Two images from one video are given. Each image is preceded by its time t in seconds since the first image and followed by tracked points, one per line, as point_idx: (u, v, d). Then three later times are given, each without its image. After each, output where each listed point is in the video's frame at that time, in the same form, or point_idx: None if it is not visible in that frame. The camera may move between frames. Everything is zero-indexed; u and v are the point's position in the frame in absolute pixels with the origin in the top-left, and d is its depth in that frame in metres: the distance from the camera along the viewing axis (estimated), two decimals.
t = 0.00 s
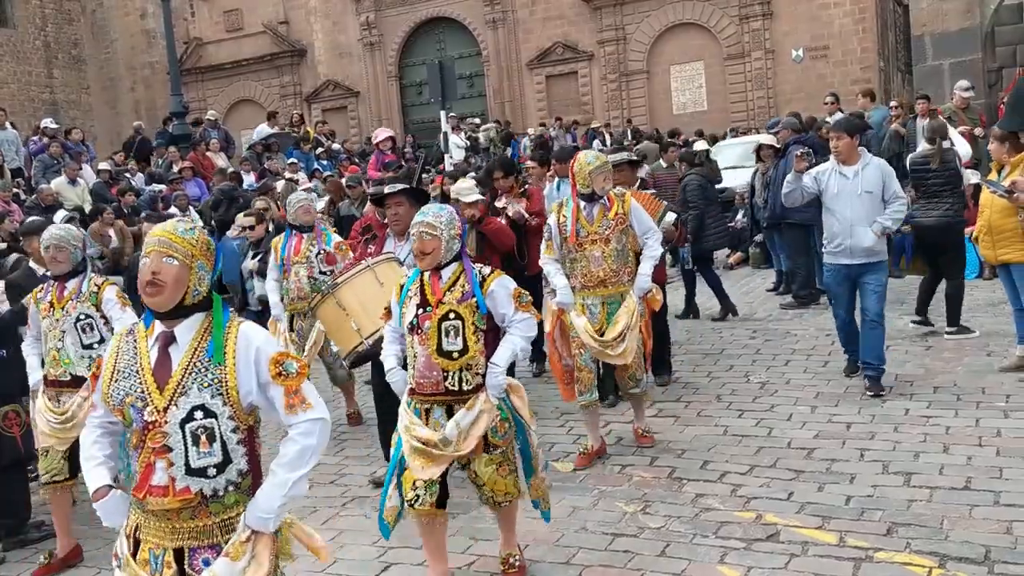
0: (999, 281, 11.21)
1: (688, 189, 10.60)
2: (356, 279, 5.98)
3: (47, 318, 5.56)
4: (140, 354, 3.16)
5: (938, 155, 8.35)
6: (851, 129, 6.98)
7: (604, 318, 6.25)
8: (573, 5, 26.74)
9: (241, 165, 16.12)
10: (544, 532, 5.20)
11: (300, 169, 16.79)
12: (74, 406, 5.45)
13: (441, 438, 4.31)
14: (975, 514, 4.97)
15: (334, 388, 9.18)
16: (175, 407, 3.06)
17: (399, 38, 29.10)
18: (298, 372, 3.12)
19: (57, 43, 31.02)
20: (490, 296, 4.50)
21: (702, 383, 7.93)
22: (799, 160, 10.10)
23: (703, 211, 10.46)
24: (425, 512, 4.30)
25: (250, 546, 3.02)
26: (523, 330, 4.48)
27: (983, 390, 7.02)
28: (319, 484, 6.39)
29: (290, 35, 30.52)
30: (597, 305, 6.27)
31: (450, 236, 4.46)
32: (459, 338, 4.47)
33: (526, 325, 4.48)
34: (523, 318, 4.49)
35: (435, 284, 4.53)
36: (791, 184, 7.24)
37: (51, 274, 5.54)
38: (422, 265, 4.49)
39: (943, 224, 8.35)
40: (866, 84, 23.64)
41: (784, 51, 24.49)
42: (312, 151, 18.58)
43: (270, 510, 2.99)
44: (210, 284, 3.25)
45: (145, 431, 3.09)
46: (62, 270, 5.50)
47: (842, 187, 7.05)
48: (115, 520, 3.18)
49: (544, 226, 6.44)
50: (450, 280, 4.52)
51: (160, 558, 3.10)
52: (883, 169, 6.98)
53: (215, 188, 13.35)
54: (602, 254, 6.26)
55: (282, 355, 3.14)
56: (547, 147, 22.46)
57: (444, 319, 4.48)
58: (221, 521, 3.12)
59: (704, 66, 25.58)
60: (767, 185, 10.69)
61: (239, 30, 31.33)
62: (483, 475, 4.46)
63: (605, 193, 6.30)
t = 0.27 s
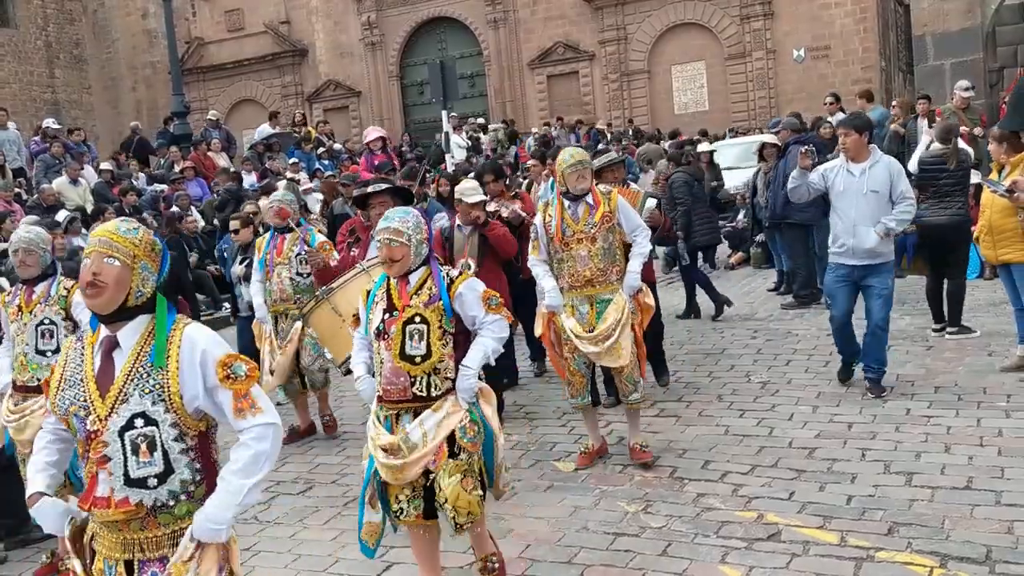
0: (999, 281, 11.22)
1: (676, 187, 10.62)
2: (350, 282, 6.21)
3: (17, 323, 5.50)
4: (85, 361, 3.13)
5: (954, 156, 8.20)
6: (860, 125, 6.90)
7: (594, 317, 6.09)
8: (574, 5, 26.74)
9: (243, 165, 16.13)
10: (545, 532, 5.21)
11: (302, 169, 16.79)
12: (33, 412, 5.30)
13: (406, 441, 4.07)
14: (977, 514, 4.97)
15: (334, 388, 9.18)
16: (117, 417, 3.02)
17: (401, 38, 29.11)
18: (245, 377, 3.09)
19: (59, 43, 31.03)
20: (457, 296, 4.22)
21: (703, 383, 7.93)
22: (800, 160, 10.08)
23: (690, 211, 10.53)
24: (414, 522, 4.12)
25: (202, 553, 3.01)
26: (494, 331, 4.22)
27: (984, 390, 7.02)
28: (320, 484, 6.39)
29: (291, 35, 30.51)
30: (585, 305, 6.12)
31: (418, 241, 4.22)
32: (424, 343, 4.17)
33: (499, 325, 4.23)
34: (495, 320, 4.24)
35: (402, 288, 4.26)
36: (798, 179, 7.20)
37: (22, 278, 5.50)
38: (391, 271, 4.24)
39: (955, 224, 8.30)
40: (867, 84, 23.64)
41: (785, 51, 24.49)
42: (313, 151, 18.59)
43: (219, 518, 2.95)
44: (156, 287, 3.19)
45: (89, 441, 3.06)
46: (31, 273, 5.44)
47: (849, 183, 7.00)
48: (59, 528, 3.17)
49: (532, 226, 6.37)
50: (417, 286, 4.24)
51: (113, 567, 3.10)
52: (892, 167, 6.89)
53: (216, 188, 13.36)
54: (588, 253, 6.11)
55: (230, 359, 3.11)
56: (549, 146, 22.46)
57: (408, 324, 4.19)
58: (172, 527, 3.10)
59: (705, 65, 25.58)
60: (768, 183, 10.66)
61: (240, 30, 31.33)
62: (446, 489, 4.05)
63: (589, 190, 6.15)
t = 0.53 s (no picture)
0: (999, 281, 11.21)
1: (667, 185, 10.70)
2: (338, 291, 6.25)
3: None
4: (48, 373, 3.00)
5: (957, 155, 8.16)
6: (863, 123, 6.78)
7: (584, 325, 5.93)
8: (574, 5, 26.74)
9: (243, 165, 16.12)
10: (545, 532, 5.20)
11: (301, 169, 16.79)
12: None
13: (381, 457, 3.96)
14: (977, 514, 4.97)
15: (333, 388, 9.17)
16: (65, 436, 2.87)
17: (400, 38, 29.11)
18: (195, 407, 2.88)
19: (59, 43, 31.03)
20: (434, 306, 4.08)
21: (702, 383, 7.92)
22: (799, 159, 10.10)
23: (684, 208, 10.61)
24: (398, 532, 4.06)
25: None
26: (472, 342, 4.09)
27: (984, 389, 7.02)
28: (319, 485, 6.39)
29: (291, 35, 30.50)
30: (576, 312, 5.95)
31: (397, 248, 4.10)
32: (399, 355, 4.03)
33: (476, 334, 4.11)
34: (474, 328, 4.12)
35: (379, 297, 4.14)
36: (799, 177, 7.10)
37: None
38: (370, 280, 4.11)
39: (958, 223, 8.29)
40: (867, 83, 23.63)
41: (785, 51, 24.48)
42: (313, 150, 18.58)
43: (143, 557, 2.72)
44: (125, 295, 3.04)
45: (42, 460, 2.93)
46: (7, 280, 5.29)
47: (854, 183, 6.88)
48: None
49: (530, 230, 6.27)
50: (394, 294, 4.12)
51: None
52: (895, 166, 6.79)
53: (215, 188, 13.35)
54: (579, 258, 5.96)
55: (182, 385, 2.90)
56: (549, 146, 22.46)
57: (381, 336, 4.06)
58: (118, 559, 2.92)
59: (705, 65, 25.58)
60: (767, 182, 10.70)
61: (240, 30, 31.32)
62: (405, 502, 3.90)
63: (582, 193, 5.99)
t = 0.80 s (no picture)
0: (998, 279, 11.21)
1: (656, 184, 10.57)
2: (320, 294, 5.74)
3: None
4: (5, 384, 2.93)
5: (956, 153, 8.20)
6: (862, 123, 6.71)
7: (573, 332, 5.75)
8: (572, 4, 26.73)
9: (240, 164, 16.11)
10: (544, 531, 5.20)
11: (300, 168, 16.78)
12: None
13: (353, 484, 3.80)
14: (976, 513, 4.96)
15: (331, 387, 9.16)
16: (15, 452, 2.81)
17: (398, 37, 29.11)
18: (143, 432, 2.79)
19: (56, 43, 31.00)
20: (413, 325, 3.92)
21: (701, 381, 7.92)
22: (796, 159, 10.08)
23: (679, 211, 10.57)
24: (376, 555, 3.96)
25: None
26: (448, 367, 3.88)
27: (983, 388, 7.02)
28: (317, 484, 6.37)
29: (289, 34, 30.46)
30: (567, 318, 5.79)
31: (385, 258, 3.94)
32: (371, 372, 3.89)
33: (458, 359, 3.91)
34: (455, 352, 3.91)
35: (362, 309, 4.01)
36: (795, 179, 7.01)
37: None
38: (354, 289, 3.98)
39: (958, 222, 8.29)
40: (865, 82, 23.64)
41: (783, 50, 24.48)
42: (311, 149, 18.57)
43: None
44: (89, 305, 2.98)
45: None
46: None
47: (853, 186, 6.79)
48: None
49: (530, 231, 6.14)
50: (377, 309, 3.97)
51: None
52: (894, 167, 6.72)
53: (213, 187, 13.34)
54: (569, 263, 5.78)
55: (134, 407, 2.81)
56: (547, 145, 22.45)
57: (357, 351, 3.93)
58: None
59: (703, 64, 25.58)
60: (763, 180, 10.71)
61: (238, 29, 31.29)
62: (385, 537, 3.80)
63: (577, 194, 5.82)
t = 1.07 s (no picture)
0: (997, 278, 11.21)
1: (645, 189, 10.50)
2: (290, 299, 5.66)
3: None
4: None
5: (956, 152, 8.21)
6: (858, 122, 6.69)
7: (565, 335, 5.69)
8: (571, 3, 26.72)
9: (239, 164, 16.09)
10: (545, 531, 5.19)
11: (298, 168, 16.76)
12: None
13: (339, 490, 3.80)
14: (977, 511, 4.95)
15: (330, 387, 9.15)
16: None
17: (396, 37, 29.09)
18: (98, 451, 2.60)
19: (54, 43, 30.98)
20: (393, 327, 3.87)
21: (701, 381, 7.91)
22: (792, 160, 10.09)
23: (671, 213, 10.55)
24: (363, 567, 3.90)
25: None
26: (433, 369, 3.81)
27: (983, 386, 7.02)
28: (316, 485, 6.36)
29: (287, 34, 30.44)
30: (558, 322, 5.74)
31: (364, 258, 3.91)
32: (352, 377, 3.87)
33: (441, 360, 3.84)
34: (440, 352, 3.85)
35: (342, 311, 3.98)
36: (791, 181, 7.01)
37: None
38: (331, 290, 3.94)
39: (957, 220, 8.30)
40: (864, 81, 23.63)
41: (781, 49, 24.48)
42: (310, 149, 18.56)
43: None
44: (37, 315, 2.78)
45: None
46: None
47: (851, 185, 6.73)
48: None
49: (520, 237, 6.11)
50: (356, 314, 3.94)
51: None
52: (891, 166, 6.68)
53: (211, 186, 13.32)
54: (558, 267, 5.75)
55: (89, 424, 2.62)
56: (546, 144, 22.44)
57: (338, 356, 3.91)
58: None
59: (702, 63, 25.57)
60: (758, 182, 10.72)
61: (236, 29, 31.26)
62: (370, 543, 3.75)
63: (565, 197, 5.79)
